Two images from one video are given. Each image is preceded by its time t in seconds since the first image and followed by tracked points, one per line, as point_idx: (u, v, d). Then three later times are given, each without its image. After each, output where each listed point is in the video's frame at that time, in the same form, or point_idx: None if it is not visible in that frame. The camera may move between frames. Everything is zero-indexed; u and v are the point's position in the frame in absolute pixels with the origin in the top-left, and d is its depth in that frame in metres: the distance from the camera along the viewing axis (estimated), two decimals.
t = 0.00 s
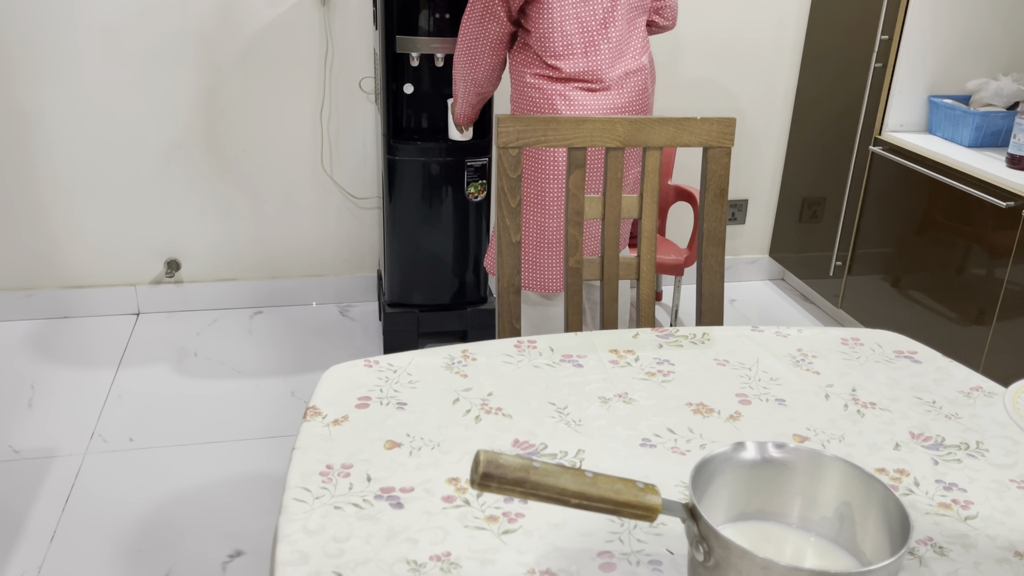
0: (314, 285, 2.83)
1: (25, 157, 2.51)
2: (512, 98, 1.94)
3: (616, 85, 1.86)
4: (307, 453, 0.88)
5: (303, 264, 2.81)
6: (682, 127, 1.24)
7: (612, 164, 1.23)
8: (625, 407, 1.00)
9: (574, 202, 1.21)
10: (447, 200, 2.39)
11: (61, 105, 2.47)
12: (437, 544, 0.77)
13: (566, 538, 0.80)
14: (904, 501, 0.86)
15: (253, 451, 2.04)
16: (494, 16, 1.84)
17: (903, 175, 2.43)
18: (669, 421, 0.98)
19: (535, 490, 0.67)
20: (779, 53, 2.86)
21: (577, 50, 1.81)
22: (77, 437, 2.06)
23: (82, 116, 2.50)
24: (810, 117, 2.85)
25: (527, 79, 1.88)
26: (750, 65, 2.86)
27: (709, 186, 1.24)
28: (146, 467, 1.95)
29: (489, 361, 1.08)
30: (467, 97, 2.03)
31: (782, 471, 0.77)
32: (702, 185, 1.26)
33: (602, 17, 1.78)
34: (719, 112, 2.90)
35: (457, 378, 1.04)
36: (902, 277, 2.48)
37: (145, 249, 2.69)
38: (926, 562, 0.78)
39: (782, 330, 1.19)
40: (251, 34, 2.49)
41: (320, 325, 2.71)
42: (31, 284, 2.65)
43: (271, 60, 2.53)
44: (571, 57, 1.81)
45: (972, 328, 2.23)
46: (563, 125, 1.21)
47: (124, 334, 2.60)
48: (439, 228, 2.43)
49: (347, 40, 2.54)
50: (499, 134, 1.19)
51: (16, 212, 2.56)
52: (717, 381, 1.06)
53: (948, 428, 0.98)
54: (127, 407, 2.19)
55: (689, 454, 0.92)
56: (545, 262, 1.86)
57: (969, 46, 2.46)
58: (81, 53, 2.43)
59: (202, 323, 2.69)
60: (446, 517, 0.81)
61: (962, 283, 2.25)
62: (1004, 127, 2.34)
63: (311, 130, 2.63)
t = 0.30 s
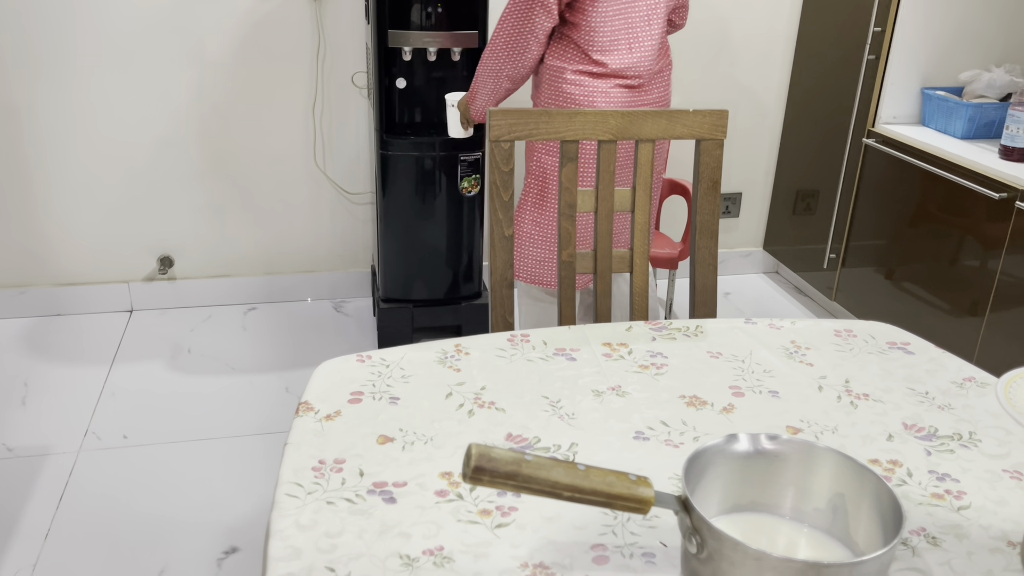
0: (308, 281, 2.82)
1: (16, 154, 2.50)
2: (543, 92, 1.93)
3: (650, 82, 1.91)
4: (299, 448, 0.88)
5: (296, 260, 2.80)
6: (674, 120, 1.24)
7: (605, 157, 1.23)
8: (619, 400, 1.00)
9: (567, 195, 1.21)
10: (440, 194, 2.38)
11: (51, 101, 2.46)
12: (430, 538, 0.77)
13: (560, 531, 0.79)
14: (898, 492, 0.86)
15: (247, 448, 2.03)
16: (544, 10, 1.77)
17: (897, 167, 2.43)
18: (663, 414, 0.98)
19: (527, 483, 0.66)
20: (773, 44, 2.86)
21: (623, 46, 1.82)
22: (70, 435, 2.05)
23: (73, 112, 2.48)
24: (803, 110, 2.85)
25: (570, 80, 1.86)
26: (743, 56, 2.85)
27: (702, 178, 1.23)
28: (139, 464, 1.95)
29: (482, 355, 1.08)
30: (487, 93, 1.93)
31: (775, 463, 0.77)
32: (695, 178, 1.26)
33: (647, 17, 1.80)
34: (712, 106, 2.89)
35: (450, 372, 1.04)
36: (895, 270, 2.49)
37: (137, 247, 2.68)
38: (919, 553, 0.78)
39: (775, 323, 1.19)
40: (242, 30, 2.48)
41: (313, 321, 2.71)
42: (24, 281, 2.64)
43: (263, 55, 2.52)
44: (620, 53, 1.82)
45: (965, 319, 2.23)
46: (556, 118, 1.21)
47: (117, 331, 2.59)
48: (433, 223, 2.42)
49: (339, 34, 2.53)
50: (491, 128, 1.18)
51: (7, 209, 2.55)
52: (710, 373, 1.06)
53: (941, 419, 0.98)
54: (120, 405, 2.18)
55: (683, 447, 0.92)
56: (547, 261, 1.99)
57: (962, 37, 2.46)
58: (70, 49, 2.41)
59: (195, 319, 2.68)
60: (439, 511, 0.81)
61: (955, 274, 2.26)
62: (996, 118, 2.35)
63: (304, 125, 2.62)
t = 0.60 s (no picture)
0: (297, 275, 2.82)
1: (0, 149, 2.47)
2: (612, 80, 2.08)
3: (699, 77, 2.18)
4: (286, 441, 0.88)
5: (285, 254, 2.79)
6: (661, 109, 1.24)
7: (591, 146, 1.23)
8: (607, 389, 1.00)
9: (554, 185, 1.21)
10: (429, 186, 2.38)
11: (35, 96, 2.44)
12: (417, 528, 0.77)
13: (548, 520, 0.80)
14: (883, 478, 0.87)
15: (238, 442, 2.03)
16: None
17: (885, 156, 2.44)
18: (650, 403, 0.98)
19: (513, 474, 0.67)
20: (761, 33, 2.85)
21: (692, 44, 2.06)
22: (58, 431, 2.04)
23: (57, 107, 2.46)
24: (791, 100, 2.85)
25: (636, 74, 2.06)
26: (731, 46, 2.85)
27: (689, 167, 1.24)
28: (129, 460, 1.94)
29: (470, 347, 1.08)
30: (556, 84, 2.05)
31: (761, 450, 0.77)
32: (682, 167, 1.26)
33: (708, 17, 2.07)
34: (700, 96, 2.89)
35: (437, 364, 1.03)
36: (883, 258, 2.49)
37: (125, 242, 2.67)
38: (905, 538, 0.79)
39: (762, 311, 1.19)
40: (228, 23, 2.46)
41: (303, 315, 2.70)
42: (11, 277, 2.62)
43: (249, 48, 2.50)
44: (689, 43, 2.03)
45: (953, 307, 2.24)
46: (542, 108, 1.21)
47: (106, 327, 2.57)
48: (423, 215, 2.41)
49: (326, 26, 2.52)
50: (477, 118, 1.18)
51: None
52: (698, 362, 1.07)
53: (927, 404, 0.99)
54: (109, 401, 2.17)
55: (670, 436, 0.92)
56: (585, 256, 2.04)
57: (949, 26, 2.46)
58: (54, 43, 2.39)
59: (184, 314, 2.67)
60: (427, 502, 0.81)
61: (943, 262, 2.27)
62: (982, 106, 2.36)
63: (291, 118, 2.61)
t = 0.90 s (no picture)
0: (283, 267, 2.80)
1: None
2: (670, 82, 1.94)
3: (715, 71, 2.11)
4: (269, 433, 0.87)
5: (271, 246, 2.78)
6: (643, 97, 1.23)
7: (574, 135, 1.22)
8: (591, 377, 1.01)
9: (537, 174, 1.20)
10: (414, 177, 2.37)
11: (13, 89, 2.41)
12: (402, 519, 0.77)
13: (533, 509, 0.80)
14: (866, 461, 0.87)
15: (224, 436, 2.02)
16: None
17: (869, 142, 2.44)
18: (635, 390, 0.98)
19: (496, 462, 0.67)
20: (745, 21, 2.85)
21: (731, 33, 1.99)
22: (43, 428, 2.02)
23: (36, 100, 2.44)
24: (775, 86, 2.86)
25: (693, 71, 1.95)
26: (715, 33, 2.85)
27: (671, 154, 1.24)
28: (115, 455, 1.93)
29: (454, 337, 1.08)
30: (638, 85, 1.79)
31: (744, 436, 0.77)
32: (665, 154, 1.26)
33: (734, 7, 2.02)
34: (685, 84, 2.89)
35: (422, 354, 1.03)
36: (868, 244, 2.51)
37: (108, 236, 2.64)
38: (887, 520, 0.80)
39: (746, 298, 1.20)
40: (208, 13, 2.44)
41: (290, 307, 2.69)
42: None
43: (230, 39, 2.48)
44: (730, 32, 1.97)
45: (937, 292, 2.26)
46: (524, 96, 1.20)
47: (90, 322, 2.55)
48: (408, 207, 2.41)
49: (307, 17, 2.50)
50: (459, 107, 1.17)
51: None
52: (682, 349, 1.07)
53: (908, 388, 0.99)
54: (94, 396, 2.16)
55: (654, 422, 0.92)
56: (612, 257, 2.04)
57: (931, 11, 2.47)
58: (30, 35, 2.36)
59: (169, 308, 2.66)
60: (411, 492, 0.81)
61: (927, 247, 2.28)
62: (965, 91, 2.36)
63: (274, 110, 2.59)
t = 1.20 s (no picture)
0: (262, 258, 2.78)
1: None
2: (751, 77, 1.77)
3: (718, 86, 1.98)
4: (243, 424, 0.87)
5: (249, 236, 2.76)
6: (617, 81, 1.23)
7: (548, 120, 1.21)
8: (567, 363, 1.01)
9: (512, 160, 1.20)
10: (392, 166, 2.36)
11: None
12: (376, 508, 0.77)
13: (508, 495, 0.80)
14: (839, 442, 0.88)
15: (204, 428, 2.01)
16: None
17: (846, 125, 2.45)
18: (610, 375, 0.98)
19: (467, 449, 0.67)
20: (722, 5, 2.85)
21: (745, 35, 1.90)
22: (20, 422, 2.00)
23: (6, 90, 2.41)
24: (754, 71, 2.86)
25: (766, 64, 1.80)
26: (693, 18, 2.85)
27: (647, 139, 1.23)
28: (94, 449, 1.92)
29: (430, 325, 1.07)
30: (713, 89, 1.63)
31: (717, 419, 0.77)
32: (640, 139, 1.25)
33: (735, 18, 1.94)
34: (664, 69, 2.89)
35: (397, 342, 1.03)
36: (846, 227, 2.52)
37: (83, 228, 2.61)
38: (859, 500, 0.80)
39: (722, 282, 1.20)
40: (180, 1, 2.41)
41: (269, 298, 2.67)
42: None
43: (203, 27, 2.45)
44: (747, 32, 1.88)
45: (914, 274, 2.27)
46: (497, 82, 1.19)
47: (67, 315, 2.53)
48: (386, 195, 2.39)
49: (282, 5, 2.48)
50: (432, 94, 1.16)
51: None
52: (657, 333, 1.07)
53: (882, 368, 1.00)
54: (71, 390, 2.14)
55: (630, 407, 0.92)
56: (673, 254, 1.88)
57: None
58: None
59: (147, 300, 2.63)
60: (386, 481, 0.80)
61: (905, 230, 2.29)
62: (940, 74, 2.37)
63: (249, 99, 2.57)
